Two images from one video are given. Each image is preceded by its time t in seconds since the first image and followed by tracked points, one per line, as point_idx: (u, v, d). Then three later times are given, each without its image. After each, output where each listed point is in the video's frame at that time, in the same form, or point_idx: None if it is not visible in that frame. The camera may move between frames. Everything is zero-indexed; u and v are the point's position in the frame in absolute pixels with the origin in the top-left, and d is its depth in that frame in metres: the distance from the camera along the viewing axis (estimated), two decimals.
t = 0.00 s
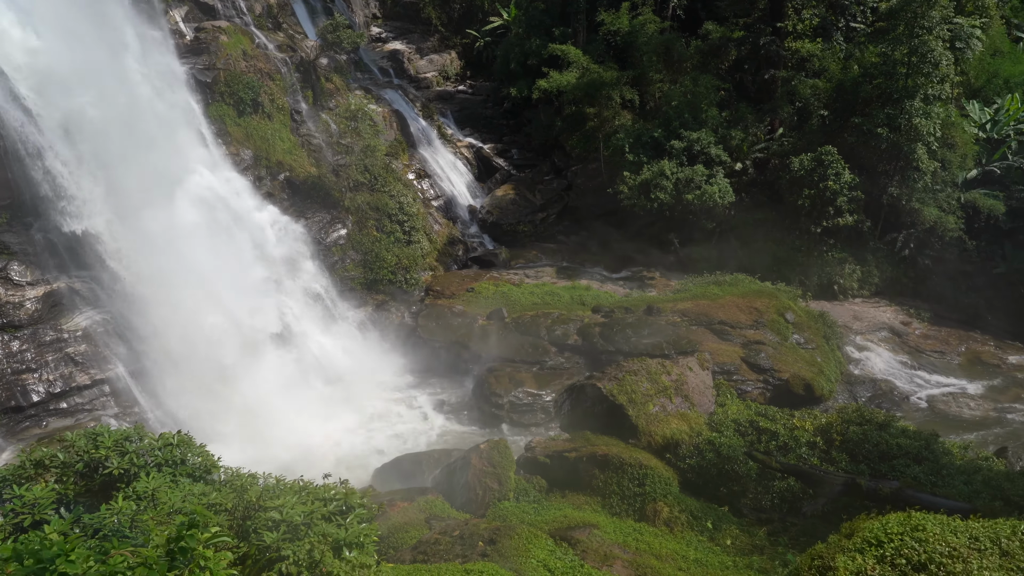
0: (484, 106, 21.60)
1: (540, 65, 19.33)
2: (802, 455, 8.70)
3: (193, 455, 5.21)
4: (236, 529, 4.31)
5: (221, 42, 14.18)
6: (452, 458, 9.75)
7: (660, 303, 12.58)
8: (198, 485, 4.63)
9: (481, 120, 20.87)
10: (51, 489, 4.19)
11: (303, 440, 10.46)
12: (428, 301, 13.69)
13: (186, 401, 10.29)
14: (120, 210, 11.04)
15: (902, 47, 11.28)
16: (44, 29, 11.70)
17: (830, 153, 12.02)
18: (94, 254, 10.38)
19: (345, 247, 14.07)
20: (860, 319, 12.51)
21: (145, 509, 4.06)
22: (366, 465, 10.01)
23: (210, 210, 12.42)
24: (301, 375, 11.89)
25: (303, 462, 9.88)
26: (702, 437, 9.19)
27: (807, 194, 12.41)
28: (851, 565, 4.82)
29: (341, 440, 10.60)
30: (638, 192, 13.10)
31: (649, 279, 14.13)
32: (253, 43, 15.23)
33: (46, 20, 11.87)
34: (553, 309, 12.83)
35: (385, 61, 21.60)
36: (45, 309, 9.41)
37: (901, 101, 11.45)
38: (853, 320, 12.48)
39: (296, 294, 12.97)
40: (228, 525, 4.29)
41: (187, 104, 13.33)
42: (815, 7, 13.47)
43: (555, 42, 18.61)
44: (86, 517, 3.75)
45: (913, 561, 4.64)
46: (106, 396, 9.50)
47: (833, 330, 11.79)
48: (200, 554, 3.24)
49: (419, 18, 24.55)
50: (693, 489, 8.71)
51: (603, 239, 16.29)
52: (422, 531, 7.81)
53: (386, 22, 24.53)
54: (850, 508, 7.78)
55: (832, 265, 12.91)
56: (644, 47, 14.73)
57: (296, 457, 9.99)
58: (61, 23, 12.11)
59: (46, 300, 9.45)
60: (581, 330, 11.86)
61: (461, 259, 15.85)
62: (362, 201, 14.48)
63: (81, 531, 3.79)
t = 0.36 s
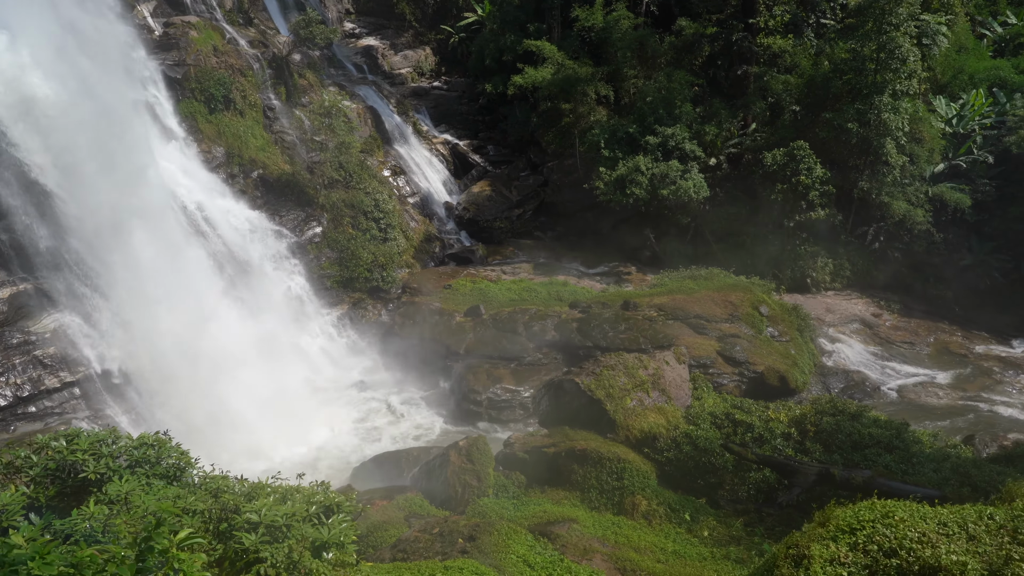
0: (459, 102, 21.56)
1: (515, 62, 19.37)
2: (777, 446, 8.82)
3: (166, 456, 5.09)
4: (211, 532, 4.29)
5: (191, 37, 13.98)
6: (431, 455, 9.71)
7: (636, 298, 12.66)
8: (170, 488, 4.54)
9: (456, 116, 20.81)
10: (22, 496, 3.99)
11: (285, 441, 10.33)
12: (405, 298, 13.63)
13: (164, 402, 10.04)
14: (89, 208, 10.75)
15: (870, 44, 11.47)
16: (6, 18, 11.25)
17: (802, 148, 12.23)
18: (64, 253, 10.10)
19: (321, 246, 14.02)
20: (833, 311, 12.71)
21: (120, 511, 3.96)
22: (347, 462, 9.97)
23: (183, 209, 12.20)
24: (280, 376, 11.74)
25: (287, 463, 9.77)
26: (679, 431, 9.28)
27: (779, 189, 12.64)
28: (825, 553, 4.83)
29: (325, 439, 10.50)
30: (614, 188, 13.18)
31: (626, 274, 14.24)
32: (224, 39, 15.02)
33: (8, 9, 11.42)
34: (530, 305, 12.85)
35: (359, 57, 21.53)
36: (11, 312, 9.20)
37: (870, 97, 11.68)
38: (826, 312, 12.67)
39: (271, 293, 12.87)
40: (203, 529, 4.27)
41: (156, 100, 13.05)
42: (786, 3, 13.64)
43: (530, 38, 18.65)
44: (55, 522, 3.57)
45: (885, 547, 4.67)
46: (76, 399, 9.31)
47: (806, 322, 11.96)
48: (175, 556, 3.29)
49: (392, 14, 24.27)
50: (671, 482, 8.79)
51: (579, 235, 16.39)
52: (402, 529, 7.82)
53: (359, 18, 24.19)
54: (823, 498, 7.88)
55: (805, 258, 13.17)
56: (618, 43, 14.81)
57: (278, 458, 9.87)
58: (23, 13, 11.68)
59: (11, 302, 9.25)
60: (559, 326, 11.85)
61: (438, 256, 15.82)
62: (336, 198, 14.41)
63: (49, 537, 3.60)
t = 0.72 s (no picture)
0: (433, 97, 21.39)
1: (489, 59, 19.37)
2: (751, 439, 8.92)
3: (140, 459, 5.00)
4: (186, 535, 4.20)
5: (158, 34, 13.83)
6: (409, 454, 9.68)
7: (612, 293, 12.73)
8: (146, 491, 4.52)
9: (430, 112, 20.69)
10: None
11: (264, 443, 10.31)
12: (380, 297, 13.55)
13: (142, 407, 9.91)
14: (58, 206, 10.42)
15: (839, 41, 11.63)
16: None
17: (773, 144, 12.42)
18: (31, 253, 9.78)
19: (295, 245, 13.91)
20: (805, 304, 12.92)
21: (90, 520, 3.84)
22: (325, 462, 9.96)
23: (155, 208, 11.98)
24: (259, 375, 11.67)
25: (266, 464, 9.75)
26: (655, 425, 9.35)
27: (752, 184, 12.81)
28: (799, 542, 4.88)
29: (306, 439, 10.50)
30: (589, 184, 13.26)
31: (602, 270, 14.33)
32: (192, 36, 14.94)
33: None
34: (507, 302, 12.87)
35: (331, 54, 21.53)
36: None
37: (840, 93, 11.88)
38: (798, 306, 12.88)
39: (246, 293, 12.73)
40: (178, 533, 4.17)
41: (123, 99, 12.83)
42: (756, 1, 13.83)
43: (504, 35, 18.66)
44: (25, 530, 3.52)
45: (856, 534, 4.76)
46: (44, 404, 8.85)
47: (779, 316, 12.14)
48: (142, 562, 3.22)
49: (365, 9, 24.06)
50: (648, 476, 8.86)
51: (555, 231, 16.46)
52: (380, 528, 7.79)
53: (331, 13, 23.91)
54: (797, 488, 8.02)
55: (777, 253, 13.39)
56: (591, 40, 14.88)
57: (258, 459, 9.83)
58: None
59: None
60: (535, 322, 11.89)
61: (414, 254, 15.76)
62: (310, 197, 14.36)
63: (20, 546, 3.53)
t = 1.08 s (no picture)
0: (406, 94, 21.21)
1: (462, 55, 19.36)
2: (726, 431, 9.03)
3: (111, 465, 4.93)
4: (157, 541, 4.02)
5: (122, 31, 13.64)
6: (386, 453, 9.65)
7: (587, 289, 12.78)
8: (114, 497, 4.48)
9: (404, 110, 20.49)
10: None
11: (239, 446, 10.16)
12: (355, 296, 13.46)
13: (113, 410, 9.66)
14: (17, 208, 10.12)
15: (807, 38, 11.81)
16: None
17: (744, 140, 12.65)
18: None
19: (267, 244, 13.77)
20: (776, 298, 13.10)
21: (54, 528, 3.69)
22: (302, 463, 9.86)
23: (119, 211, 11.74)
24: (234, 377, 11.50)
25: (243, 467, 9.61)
26: (631, 419, 9.43)
27: (724, 179, 12.99)
28: (770, 532, 4.82)
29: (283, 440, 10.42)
30: (563, 180, 13.33)
31: (576, 267, 14.42)
32: (158, 31, 14.77)
33: None
34: (483, 299, 12.89)
35: (302, 50, 21.24)
36: None
37: (808, 89, 12.08)
38: (770, 299, 13.07)
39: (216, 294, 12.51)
40: (147, 538, 3.99)
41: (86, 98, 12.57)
42: None
43: (476, 32, 18.68)
44: None
45: (827, 523, 4.77)
46: (9, 410, 8.49)
47: (751, 309, 12.31)
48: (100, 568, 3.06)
49: (335, 6, 23.89)
50: (625, 471, 8.92)
51: (530, 228, 16.53)
52: (357, 529, 7.73)
53: (301, 10, 23.79)
54: (771, 479, 8.12)
55: (749, 247, 13.59)
56: (564, 37, 14.94)
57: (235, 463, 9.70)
58: None
59: None
60: (511, 319, 11.95)
61: (388, 253, 15.71)
62: (282, 195, 14.17)
63: None
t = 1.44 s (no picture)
0: (377, 91, 21.01)
1: (434, 52, 19.32)
2: (698, 424, 9.16)
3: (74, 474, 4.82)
4: (127, 547, 3.96)
5: (82, 27, 13.38)
6: (361, 453, 9.61)
7: (561, 285, 12.82)
8: (83, 505, 4.42)
9: (375, 107, 20.40)
10: None
11: (212, 446, 10.03)
12: (328, 295, 13.33)
13: (74, 412, 9.40)
14: None
15: (774, 34, 11.98)
16: None
17: (714, 135, 12.86)
18: None
19: (237, 243, 13.57)
20: (747, 292, 13.28)
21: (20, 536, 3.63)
22: (276, 463, 9.79)
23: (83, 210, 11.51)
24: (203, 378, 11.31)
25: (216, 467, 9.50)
26: (605, 414, 9.49)
27: (694, 174, 13.19)
28: (743, 522, 4.88)
29: (254, 441, 10.30)
30: (535, 177, 13.41)
31: (550, 263, 14.48)
32: (120, 28, 14.50)
33: None
34: (457, 296, 12.89)
35: (270, 47, 20.93)
36: None
37: (775, 85, 12.25)
38: (741, 293, 13.23)
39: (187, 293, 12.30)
40: (116, 545, 3.94)
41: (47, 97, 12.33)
42: None
43: (447, 28, 18.67)
44: None
45: (797, 513, 4.83)
46: None
47: (723, 303, 12.46)
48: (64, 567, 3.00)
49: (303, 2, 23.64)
50: (601, 465, 8.98)
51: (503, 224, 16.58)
52: (333, 529, 7.69)
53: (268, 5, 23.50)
54: (743, 469, 8.25)
55: (720, 242, 13.75)
56: (535, 34, 15.00)
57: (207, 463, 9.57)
58: None
59: None
60: (485, 316, 11.97)
61: (361, 250, 15.64)
62: (252, 194, 14.02)
63: None
